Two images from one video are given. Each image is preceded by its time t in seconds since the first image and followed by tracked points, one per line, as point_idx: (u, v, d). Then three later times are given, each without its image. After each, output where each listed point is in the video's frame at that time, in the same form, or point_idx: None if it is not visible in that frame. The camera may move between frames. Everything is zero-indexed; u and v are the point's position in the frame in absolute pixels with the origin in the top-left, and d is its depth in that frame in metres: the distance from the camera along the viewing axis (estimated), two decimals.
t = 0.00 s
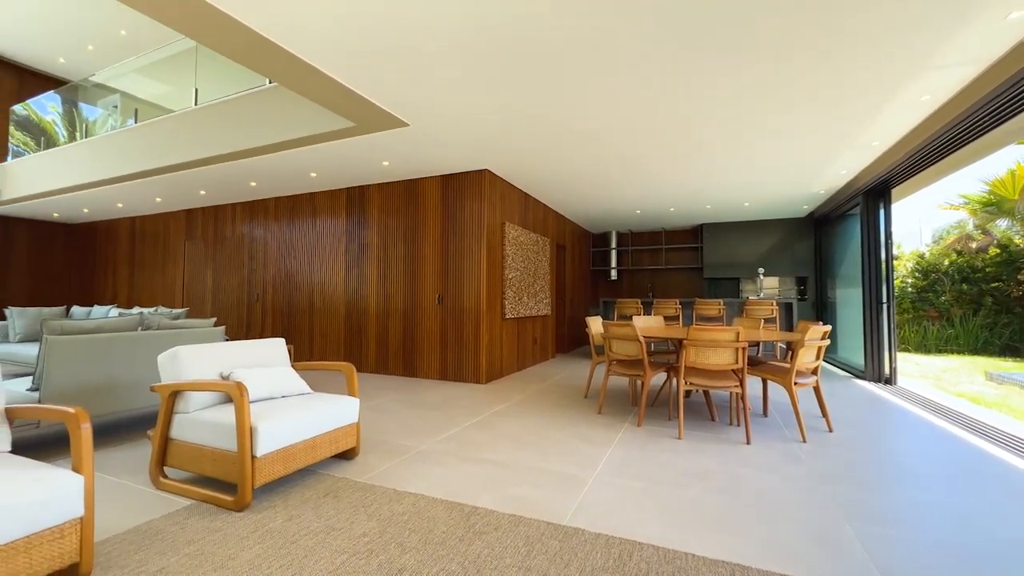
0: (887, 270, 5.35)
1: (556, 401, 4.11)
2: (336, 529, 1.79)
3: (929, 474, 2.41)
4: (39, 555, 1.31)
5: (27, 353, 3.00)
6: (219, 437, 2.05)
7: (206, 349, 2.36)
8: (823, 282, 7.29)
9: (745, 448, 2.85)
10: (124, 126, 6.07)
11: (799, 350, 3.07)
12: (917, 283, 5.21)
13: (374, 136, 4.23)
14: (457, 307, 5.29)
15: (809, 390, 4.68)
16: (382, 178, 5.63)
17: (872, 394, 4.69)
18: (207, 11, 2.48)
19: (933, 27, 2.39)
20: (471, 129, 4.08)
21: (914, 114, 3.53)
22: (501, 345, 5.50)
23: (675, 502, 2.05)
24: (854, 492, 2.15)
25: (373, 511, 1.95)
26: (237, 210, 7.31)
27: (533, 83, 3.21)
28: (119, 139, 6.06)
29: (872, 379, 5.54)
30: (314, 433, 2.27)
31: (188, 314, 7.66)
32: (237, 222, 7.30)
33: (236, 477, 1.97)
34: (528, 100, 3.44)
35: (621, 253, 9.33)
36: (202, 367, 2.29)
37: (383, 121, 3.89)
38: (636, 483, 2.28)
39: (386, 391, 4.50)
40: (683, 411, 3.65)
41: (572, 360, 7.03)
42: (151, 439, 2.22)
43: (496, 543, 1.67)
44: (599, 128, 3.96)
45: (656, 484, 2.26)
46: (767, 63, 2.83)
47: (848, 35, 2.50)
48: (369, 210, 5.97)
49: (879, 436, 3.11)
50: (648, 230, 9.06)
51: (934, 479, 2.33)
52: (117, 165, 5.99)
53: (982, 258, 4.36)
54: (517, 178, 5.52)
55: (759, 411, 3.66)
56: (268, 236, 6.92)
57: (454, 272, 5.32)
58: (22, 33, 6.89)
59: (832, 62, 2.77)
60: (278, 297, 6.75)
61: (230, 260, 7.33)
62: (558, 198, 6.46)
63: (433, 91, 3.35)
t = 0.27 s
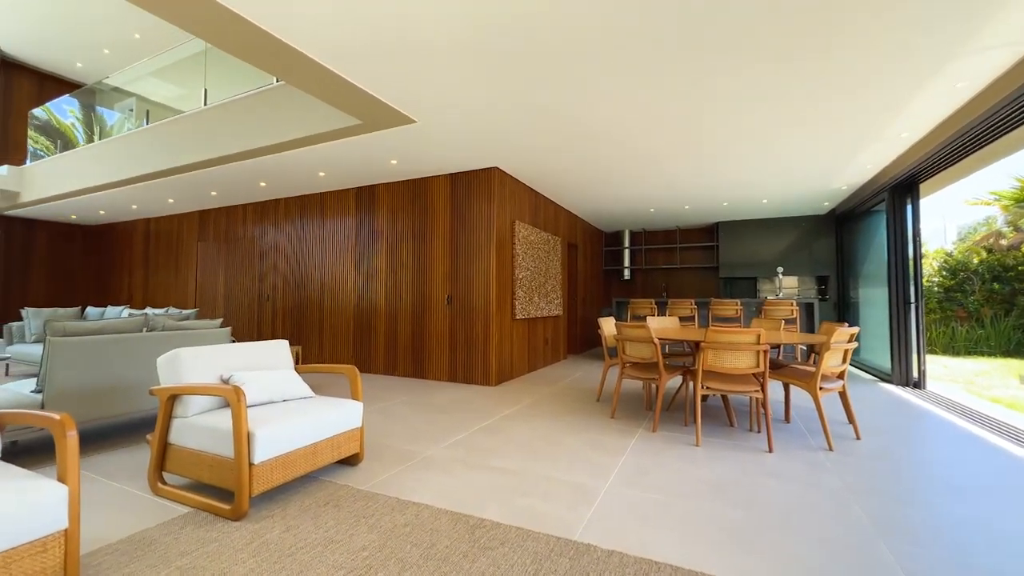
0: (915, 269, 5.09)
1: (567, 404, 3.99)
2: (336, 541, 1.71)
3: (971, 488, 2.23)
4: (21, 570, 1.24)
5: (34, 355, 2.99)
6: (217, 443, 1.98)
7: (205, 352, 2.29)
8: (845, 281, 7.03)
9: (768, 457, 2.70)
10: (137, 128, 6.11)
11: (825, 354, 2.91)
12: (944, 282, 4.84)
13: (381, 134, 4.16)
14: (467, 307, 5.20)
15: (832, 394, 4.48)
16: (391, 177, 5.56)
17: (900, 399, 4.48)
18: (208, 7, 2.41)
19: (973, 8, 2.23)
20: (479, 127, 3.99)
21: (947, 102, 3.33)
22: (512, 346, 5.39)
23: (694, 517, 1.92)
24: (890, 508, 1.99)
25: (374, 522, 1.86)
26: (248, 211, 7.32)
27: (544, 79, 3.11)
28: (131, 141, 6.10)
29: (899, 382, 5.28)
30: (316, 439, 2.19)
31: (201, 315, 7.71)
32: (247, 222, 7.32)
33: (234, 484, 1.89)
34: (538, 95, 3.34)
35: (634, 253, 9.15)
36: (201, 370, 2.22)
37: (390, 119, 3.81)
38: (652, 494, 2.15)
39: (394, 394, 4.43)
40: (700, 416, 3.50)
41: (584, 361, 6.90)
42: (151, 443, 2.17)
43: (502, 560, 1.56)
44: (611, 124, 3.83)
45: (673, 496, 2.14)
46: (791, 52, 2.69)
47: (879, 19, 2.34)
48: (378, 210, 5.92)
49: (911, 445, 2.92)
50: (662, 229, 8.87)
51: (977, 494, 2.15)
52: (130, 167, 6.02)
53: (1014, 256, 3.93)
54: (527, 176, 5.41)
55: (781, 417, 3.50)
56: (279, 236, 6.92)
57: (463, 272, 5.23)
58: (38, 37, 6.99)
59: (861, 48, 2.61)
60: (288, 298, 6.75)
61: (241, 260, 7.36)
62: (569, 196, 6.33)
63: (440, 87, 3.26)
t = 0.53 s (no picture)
0: (952, 267, 4.72)
1: (579, 411, 3.78)
2: (317, 570, 1.52)
3: None
4: None
5: (22, 358, 2.87)
6: (195, 455, 1.81)
7: (188, 356, 2.12)
8: (872, 280, 6.68)
9: (801, 473, 2.46)
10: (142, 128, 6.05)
11: (861, 359, 2.65)
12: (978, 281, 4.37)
13: (384, 128, 3.99)
14: (474, 309, 5.01)
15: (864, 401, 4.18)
16: (396, 174, 5.40)
17: (938, 407, 4.16)
18: None
19: None
20: (485, 120, 3.80)
21: (994, 84, 3.04)
22: (521, 348, 5.19)
23: (722, 546, 1.69)
24: (950, 539, 1.73)
25: (362, 546, 1.67)
26: (254, 211, 7.24)
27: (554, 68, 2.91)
28: (136, 141, 6.04)
29: (934, 389, 4.92)
30: (304, 451, 2.01)
31: (208, 316, 7.66)
32: (254, 222, 7.24)
33: (210, 502, 1.72)
34: (547, 86, 3.14)
35: (648, 252, 8.89)
36: (182, 376, 2.06)
37: (392, 111, 3.63)
38: (673, 517, 1.93)
39: (398, 399, 4.26)
40: (723, 425, 3.26)
41: (597, 364, 6.66)
42: (128, 455, 2.01)
43: None
44: (624, 116, 3.61)
45: (697, 520, 1.91)
46: (825, 33, 2.45)
47: None
48: (383, 208, 5.77)
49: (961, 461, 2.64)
50: (677, 227, 8.59)
51: None
52: (135, 167, 5.96)
53: None
54: (537, 171, 5.20)
55: (812, 427, 3.24)
56: (285, 236, 6.82)
57: (470, 272, 5.05)
58: (47, 39, 6.99)
59: (903, 24, 2.36)
60: (294, 298, 6.64)
61: (247, 261, 7.28)
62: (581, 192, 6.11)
63: (442, 79, 3.08)
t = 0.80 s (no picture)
0: (995, 277, 4.44)
1: (598, 428, 3.65)
2: None
3: None
4: None
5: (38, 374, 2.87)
6: (202, 488, 1.74)
7: (198, 380, 2.07)
8: (905, 288, 6.38)
9: (840, 507, 2.29)
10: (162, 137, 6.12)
11: (906, 384, 2.46)
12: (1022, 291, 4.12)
13: (397, 137, 3.93)
14: (489, 319, 4.91)
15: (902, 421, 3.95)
16: (410, 182, 5.35)
17: (982, 426, 3.90)
18: (221, 9, 2.20)
19: None
20: (500, 128, 3.70)
21: None
22: (537, 359, 5.07)
23: None
24: None
25: None
26: (271, 218, 7.27)
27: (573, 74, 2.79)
28: (156, 151, 6.12)
29: (977, 406, 4.61)
30: (313, 482, 1.92)
31: (226, 322, 7.72)
32: (270, 229, 7.28)
33: (216, 539, 1.65)
34: (566, 93, 3.03)
35: (666, 257, 8.69)
36: (190, 402, 1.99)
37: (405, 120, 3.56)
38: (704, 559, 1.79)
39: (412, 412, 4.18)
40: (751, 448, 3.10)
41: (615, 374, 6.51)
42: (136, 482, 1.96)
43: None
44: (645, 121, 3.47)
45: (730, 563, 1.77)
46: (868, 33, 2.28)
47: None
48: (398, 216, 5.72)
49: (1017, 497, 2.44)
50: (696, 232, 8.37)
51: None
52: (155, 176, 6.03)
53: None
54: (554, 178, 5.08)
55: (848, 452, 3.06)
56: (301, 243, 6.83)
57: (485, 281, 4.96)
58: (72, 50, 7.16)
59: (953, 23, 2.18)
60: (309, 306, 6.64)
61: (263, 268, 7.32)
62: (599, 198, 5.97)
63: (456, 88, 2.99)
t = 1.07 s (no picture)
0: None
1: (617, 446, 3.62)
2: None
3: None
4: None
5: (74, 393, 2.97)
6: (231, 524, 1.78)
7: (226, 411, 2.11)
8: (935, 294, 6.15)
9: (870, 542, 2.23)
10: (186, 148, 6.27)
11: (941, 415, 2.38)
12: None
13: (415, 153, 3.94)
14: (506, 331, 4.91)
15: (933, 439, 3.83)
16: (427, 192, 5.35)
17: (1020, 445, 3.74)
18: (250, 47, 2.23)
19: None
20: (518, 144, 3.68)
21: None
22: (554, 370, 5.05)
23: None
24: None
25: None
26: (290, 225, 7.38)
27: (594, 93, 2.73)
28: (180, 163, 6.26)
29: (1012, 422, 4.45)
30: (338, 515, 1.95)
31: (248, 327, 7.89)
32: (290, 236, 7.39)
33: None
34: (585, 111, 2.97)
35: (685, 260, 8.55)
36: (219, 434, 2.03)
37: (423, 138, 3.57)
38: None
39: (431, 425, 4.22)
40: (776, 471, 3.04)
41: (633, 381, 6.45)
42: (169, 511, 2.02)
43: None
44: (666, 135, 3.40)
45: None
46: (907, 50, 2.17)
47: None
48: (415, 224, 5.74)
49: None
50: (716, 234, 8.21)
51: None
52: (179, 188, 6.17)
53: None
54: (571, 187, 5.03)
55: (877, 477, 2.99)
56: (320, 251, 6.92)
57: (502, 293, 4.95)
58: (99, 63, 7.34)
59: (997, 40, 2.07)
60: (328, 313, 6.73)
61: (284, 274, 7.44)
62: (616, 205, 5.89)
63: (474, 108, 2.98)
